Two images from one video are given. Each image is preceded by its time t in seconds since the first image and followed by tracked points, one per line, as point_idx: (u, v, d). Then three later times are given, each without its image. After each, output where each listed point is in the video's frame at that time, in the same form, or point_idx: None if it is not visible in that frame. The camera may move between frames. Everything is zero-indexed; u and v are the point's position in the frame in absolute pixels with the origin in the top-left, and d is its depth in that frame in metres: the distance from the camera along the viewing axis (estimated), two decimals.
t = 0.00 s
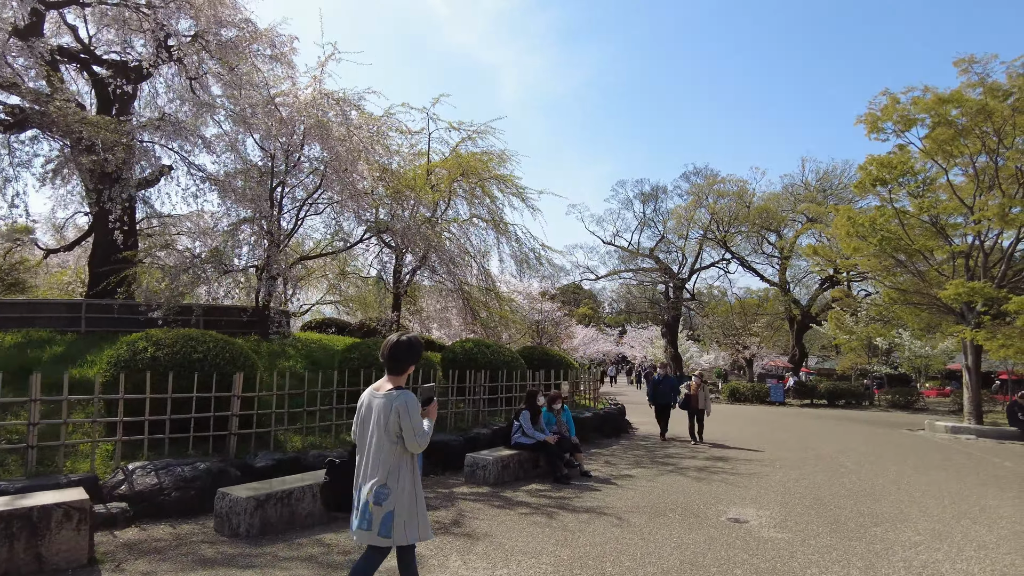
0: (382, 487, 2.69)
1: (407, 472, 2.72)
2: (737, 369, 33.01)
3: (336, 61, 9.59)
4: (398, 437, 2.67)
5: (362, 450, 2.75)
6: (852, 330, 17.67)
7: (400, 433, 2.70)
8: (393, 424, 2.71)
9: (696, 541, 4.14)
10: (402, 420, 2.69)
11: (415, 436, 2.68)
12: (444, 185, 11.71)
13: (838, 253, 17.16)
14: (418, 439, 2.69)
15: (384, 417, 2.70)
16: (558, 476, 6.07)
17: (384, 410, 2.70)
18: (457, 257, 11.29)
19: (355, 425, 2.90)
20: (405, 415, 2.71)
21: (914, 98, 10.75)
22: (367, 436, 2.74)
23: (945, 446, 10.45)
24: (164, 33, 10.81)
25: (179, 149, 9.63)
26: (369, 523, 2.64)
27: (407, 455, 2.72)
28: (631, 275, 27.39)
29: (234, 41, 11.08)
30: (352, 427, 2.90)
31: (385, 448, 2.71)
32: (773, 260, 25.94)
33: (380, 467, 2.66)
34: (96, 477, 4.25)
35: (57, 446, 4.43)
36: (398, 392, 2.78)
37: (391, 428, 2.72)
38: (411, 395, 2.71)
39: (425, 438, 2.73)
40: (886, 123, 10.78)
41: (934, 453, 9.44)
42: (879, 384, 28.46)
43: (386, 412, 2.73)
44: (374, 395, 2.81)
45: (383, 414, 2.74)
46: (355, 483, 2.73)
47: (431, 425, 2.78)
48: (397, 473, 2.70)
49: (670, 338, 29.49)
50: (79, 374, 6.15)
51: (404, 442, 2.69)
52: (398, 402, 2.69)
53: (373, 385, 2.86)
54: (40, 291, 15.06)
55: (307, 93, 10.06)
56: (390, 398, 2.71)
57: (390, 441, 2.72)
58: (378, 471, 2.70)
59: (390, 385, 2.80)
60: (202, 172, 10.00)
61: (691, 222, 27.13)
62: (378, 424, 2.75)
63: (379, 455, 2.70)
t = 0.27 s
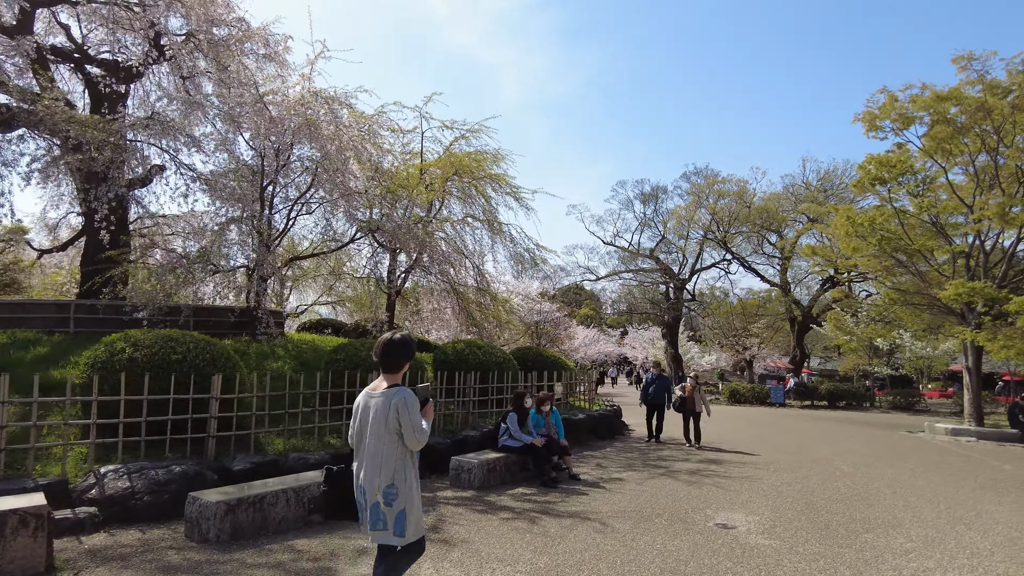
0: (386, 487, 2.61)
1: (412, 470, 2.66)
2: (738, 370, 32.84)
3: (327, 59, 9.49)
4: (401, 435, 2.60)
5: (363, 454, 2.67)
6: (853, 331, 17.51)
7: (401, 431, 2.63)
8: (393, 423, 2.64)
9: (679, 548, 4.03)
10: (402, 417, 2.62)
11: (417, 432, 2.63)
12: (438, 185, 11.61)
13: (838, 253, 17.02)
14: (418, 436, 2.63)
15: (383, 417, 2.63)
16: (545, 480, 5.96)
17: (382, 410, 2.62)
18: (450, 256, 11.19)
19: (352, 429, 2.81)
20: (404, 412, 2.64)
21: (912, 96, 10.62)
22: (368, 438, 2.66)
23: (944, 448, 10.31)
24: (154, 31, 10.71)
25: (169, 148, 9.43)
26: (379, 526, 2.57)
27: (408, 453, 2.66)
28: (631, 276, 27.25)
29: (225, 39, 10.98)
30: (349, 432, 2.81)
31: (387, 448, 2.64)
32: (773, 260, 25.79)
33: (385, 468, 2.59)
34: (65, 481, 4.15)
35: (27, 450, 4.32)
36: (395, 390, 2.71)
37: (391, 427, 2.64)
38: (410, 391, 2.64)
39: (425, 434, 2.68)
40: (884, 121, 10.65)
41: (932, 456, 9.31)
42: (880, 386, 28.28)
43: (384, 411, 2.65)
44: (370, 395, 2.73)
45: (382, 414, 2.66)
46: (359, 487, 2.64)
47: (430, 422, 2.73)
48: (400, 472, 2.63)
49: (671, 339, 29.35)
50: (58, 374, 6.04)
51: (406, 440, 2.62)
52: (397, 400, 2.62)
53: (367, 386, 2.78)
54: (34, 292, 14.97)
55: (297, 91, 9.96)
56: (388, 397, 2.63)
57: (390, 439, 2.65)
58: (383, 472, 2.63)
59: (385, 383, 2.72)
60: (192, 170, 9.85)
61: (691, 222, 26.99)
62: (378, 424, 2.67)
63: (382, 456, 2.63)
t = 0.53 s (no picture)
0: (392, 489, 2.67)
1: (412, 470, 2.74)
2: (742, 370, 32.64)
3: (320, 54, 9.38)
4: (407, 438, 2.66)
5: (365, 455, 2.70)
6: (856, 329, 17.37)
7: (406, 433, 2.70)
8: (399, 425, 2.68)
9: (666, 552, 3.90)
10: (408, 419, 2.69)
11: (421, 433, 2.70)
12: (435, 183, 11.54)
13: (841, 251, 16.84)
14: (422, 438, 2.72)
15: (389, 419, 2.67)
16: (535, 480, 5.84)
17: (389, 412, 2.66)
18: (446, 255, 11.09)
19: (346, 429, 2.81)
20: (411, 414, 2.70)
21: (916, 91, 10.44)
22: (372, 440, 2.69)
23: (948, 449, 10.13)
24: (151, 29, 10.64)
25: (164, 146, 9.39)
26: (384, 527, 2.63)
27: (410, 455, 2.72)
28: (634, 275, 27.09)
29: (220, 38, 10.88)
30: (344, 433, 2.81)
31: (391, 450, 2.70)
32: (777, 259, 25.57)
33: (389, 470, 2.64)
34: (38, 481, 4.09)
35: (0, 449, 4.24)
36: (398, 391, 2.75)
37: (397, 429, 2.69)
38: (417, 393, 2.71)
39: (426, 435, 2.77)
40: (886, 116, 10.48)
41: (936, 457, 9.13)
42: (886, 385, 28.03)
43: (392, 413, 2.69)
44: (371, 397, 2.75)
45: (386, 416, 2.70)
46: (361, 489, 2.68)
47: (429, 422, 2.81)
48: (404, 474, 2.70)
49: (674, 339, 29.15)
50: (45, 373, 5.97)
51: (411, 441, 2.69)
52: (405, 403, 2.67)
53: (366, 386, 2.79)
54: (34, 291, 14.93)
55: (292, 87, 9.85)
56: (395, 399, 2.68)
57: (395, 442, 2.69)
58: (387, 473, 2.69)
59: (387, 385, 2.76)
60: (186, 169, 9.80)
61: (695, 221, 26.81)
62: (380, 426, 2.71)
63: (387, 458, 2.68)
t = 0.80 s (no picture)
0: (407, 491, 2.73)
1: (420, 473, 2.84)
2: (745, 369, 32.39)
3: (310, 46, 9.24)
4: (423, 440, 2.77)
5: (379, 457, 2.73)
6: (859, 327, 17.16)
7: (419, 435, 2.79)
8: (414, 427, 2.77)
9: (652, 555, 3.77)
10: (422, 422, 2.79)
11: (433, 435, 2.82)
12: (430, 179, 11.41)
13: (844, 248, 16.64)
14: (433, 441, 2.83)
15: (407, 421, 2.75)
16: (524, 480, 5.71)
17: (407, 414, 2.74)
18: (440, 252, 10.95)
19: (351, 431, 2.79)
20: (424, 417, 2.81)
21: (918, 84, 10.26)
22: (386, 442, 2.74)
23: (951, 449, 9.95)
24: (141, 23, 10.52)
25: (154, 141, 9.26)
26: (400, 530, 2.67)
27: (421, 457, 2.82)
28: (636, 274, 26.90)
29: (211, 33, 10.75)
30: (348, 435, 2.78)
31: (403, 451, 2.76)
32: (780, 257, 25.35)
33: (404, 472, 2.70)
34: (5, 480, 3.95)
35: None
36: (410, 393, 2.82)
37: (411, 430, 2.77)
38: (431, 397, 2.83)
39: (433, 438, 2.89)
40: (888, 110, 10.30)
41: (938, 456, 8.97)
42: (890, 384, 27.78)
43: (407, 415, 2.76)
44: (384, 398, 2.78)
45: (400, 418, 2.76)
46: (375, 492, 2.70)
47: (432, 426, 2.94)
48: (417, 477, 2.78)
49: (677, 338, 28.95)
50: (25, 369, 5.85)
51: (424, 443, 2.79)
52: (422, 405, 2.78)
53: (374, 387, 2.81)
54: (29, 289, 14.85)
55: (283, 81, 9.72)
56: (412, 401, 2.77)
57: (409, 444, 2.77)
58: (401, 475, 2.74)
59: (398, 386, 2.82)
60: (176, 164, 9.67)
61: (697, 219, 26.62)
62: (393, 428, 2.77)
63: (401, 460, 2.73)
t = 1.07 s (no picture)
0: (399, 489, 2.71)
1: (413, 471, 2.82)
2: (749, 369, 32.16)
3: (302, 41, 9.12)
4: (417, 437, 2.75)
5: (372, 454, 2.70)
6: (862, 326, 16.96)
7: (414, 432, 2.77)
8: (409, 424, 2.74)
9: (636, 561, 3.63)
10: (417, 419, 2.76)
11: (427, 433, 2.80)
12: (426, 176, 11.29)
13: (847, 247, 16.44)
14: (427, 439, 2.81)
15: (402, 419, 2.72)
16: (512, 482, 5.57)
17: (402, 412, 2.72)
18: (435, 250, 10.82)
19: (344, 426, 2.76)
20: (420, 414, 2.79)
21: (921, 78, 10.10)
22: (380, 439, 2.71)
23: (955, 450, 9.78)
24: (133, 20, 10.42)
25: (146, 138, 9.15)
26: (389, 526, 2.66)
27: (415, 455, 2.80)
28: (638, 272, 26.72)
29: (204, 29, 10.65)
30: (342, 430, 2.75)
31: (397, 448, 2.74)
32: (784, 256, 25.14)
33: (398, 469, 2.68)
34: None
35: None
36: (405, 390, 2.80)
37: (406, 427, 2.74)
38: (427, 394, 2.80)
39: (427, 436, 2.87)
40: (890, 106, 10.13)
41: (940, 458, 8.80)
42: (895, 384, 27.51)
43: (403, 412, 2.73)
44: (379, 394, 2.75)
45: (395, 414, 2.74)
46: (368, 488, 2.68)
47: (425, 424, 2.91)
48: (410, 474, 2.76)
49: (679, 337, 28.76)
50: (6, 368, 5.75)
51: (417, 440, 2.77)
52: (418, 403, 2.75)
53: (369, 383, 2.78)
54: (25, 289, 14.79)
55: (275, 77, 9.61)
56: (407, 398, 2.74)
57: (403, 441, 2.74)
58: (393, 473, 2.71)
59: (393, 382, 2.79)
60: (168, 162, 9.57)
61: (699, 217, 26.43)
62: (388, 424, 2.74)
63: (393, 458, 2.71)
